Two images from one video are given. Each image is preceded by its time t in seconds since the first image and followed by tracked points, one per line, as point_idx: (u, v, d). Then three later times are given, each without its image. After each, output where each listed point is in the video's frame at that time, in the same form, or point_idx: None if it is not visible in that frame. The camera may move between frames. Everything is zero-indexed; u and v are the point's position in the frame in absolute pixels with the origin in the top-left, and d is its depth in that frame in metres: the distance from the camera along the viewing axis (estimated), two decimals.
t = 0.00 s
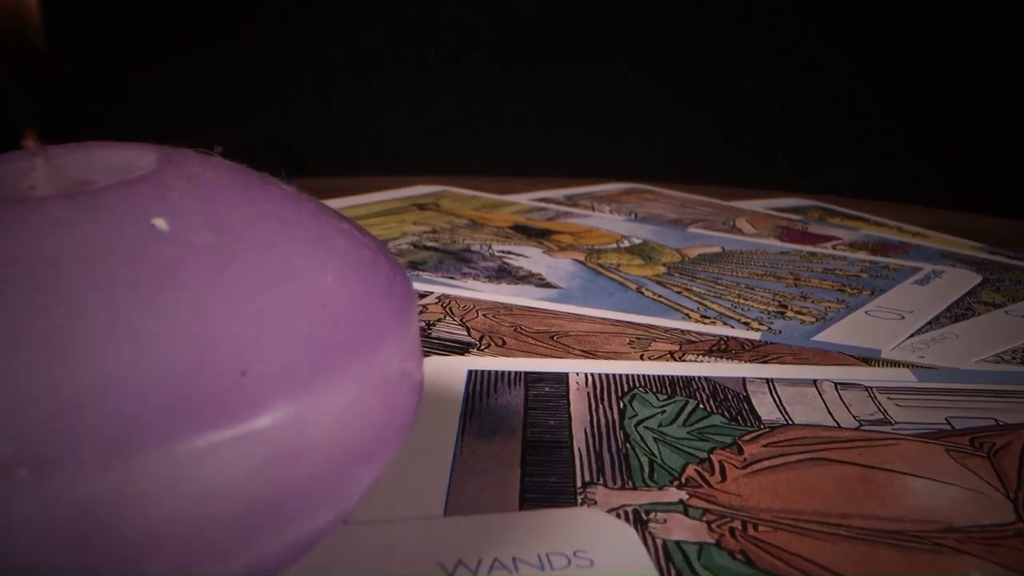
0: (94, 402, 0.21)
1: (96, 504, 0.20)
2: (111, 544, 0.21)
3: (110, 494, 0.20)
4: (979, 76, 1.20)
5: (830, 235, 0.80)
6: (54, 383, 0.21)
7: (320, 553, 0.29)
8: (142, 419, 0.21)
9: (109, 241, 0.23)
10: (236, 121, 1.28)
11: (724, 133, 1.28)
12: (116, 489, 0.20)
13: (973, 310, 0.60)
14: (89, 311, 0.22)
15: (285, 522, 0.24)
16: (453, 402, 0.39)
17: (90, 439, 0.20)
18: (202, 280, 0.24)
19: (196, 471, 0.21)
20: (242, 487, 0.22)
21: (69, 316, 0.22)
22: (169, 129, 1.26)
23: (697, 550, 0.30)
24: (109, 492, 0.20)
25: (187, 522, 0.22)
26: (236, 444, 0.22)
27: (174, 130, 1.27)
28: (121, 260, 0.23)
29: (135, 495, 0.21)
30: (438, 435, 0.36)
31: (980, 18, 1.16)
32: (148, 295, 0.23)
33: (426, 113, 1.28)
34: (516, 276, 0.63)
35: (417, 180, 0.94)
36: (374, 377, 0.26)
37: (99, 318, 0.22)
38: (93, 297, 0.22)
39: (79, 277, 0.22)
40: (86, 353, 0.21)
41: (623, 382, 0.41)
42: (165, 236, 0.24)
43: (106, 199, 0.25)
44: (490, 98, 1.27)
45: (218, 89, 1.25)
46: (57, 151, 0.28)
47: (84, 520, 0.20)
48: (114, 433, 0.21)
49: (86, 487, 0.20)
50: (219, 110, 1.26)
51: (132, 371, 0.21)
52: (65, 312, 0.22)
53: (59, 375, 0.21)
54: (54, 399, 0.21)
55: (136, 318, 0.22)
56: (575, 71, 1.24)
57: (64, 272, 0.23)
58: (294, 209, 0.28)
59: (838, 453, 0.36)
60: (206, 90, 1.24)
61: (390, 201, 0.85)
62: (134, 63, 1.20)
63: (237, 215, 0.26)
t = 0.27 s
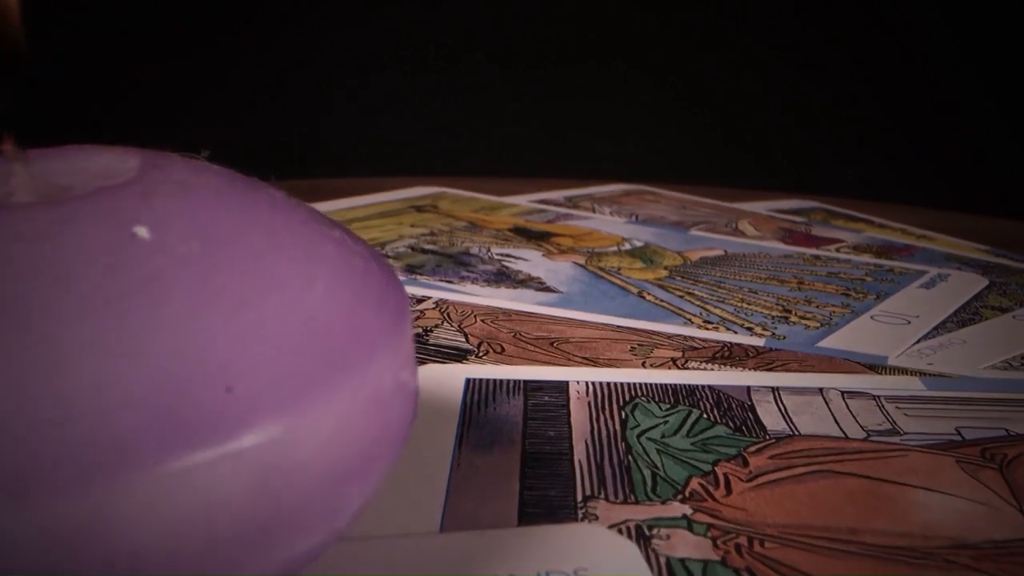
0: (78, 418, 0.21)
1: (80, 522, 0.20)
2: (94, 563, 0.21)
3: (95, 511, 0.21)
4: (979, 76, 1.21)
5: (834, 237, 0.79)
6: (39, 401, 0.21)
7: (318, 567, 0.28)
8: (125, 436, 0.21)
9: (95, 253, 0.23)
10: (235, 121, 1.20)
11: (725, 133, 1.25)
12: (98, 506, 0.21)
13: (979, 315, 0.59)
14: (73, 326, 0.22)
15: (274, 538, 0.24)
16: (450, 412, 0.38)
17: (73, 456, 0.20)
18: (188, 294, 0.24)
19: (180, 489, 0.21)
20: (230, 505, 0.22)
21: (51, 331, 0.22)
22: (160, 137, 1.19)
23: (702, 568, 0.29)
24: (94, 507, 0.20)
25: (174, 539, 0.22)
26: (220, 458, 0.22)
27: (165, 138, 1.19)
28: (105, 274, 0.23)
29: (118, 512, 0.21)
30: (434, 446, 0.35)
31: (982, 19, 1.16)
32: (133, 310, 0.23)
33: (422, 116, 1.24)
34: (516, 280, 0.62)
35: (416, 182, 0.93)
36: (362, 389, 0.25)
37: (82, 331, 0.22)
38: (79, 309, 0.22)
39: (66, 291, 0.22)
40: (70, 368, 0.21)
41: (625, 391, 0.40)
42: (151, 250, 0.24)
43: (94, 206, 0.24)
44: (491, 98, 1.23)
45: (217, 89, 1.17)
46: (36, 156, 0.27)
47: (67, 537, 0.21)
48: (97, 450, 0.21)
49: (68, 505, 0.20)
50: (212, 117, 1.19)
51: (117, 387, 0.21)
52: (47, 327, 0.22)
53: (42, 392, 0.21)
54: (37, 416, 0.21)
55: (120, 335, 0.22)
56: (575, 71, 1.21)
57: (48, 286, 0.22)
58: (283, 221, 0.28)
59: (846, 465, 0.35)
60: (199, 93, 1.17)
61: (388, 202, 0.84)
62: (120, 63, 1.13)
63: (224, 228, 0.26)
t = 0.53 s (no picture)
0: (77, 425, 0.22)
1: (77, 522, 0.21)
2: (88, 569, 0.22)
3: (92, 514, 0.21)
4: (979, 76, 1.14)
5: (838, 240, 0.78)
6: (39, 408, 0.22)
7: None
8: (123, 443, 0.22)
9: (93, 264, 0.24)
10: (238, 122, 1.13)
11: (724, 133, 1.18)
12: (96, 510, 0.21)
13: (987, 321, 0.58)
14: (72, 335, 0.23)
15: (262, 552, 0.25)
16: (447, 426, 0.37)
17: (73, 460, 0.21)
18: (184, 309, 0.24)
19: (173, 498, 0.22)
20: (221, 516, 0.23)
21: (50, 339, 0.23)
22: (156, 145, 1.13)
23: None
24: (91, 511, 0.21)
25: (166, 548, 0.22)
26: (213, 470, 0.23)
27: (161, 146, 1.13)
28: (104, 284, 0.24)
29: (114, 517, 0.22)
30: (430, 463, 0.34)
31: (981, 18, 1.11)
32: (131, 322, 0.24)
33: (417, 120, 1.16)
34: (515, 285, 0.61)
35: (414, 185, 0.92)
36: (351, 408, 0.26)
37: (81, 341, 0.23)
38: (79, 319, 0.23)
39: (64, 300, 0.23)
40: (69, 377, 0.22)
41: (628, 403, 0.39)
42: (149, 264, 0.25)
43: (88, 218, 0.25)
44: (491, 99, 1.16)
45: (217, 88, 1.10)
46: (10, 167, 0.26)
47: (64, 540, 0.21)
48: (96, 454, 0.22)
49: (66, 507, 0.21)
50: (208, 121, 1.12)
51: (113, 396, 0.22)
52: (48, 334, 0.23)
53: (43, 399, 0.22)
54: (38, 422, 0.22)
55: (117, 345, 0.23)
56: (575, 71, 1.14)
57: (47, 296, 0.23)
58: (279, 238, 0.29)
59: (856, 482, 0.34)
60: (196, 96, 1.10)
61: (386, 205, 0.82)
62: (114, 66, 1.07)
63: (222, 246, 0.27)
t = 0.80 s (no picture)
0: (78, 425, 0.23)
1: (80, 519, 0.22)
2: (90, 568, 0.22)
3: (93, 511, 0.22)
4: (979, 76, 1.12)
5: (841, 243, 0.77)
6: (41, 412, 0.23)
7: None
8: (123, 442, 0.23)
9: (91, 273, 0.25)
10: (238, 123, 1.11)
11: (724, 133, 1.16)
12: (97, 506, 0.22)
13: (995, 326, 0.57)
14: (72, 340, 0.24)
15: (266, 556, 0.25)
16: (443, 438, 0.36)
17: (75, 459, 0.22)
18: (180, 313, 0.25)
19: (173, 495, 0.23)
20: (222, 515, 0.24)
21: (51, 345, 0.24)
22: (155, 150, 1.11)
23: None
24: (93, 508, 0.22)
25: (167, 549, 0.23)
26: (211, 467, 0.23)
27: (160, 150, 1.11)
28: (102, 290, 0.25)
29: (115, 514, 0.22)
30: (426, 477, 0.33)
31: (981, 18, 1.09)
32: (129, 326, 0.24)
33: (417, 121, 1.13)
34: (514, 290, 0.60)
35: (412, 187, 0.91)
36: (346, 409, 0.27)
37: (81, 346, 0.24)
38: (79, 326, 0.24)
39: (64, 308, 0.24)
40: (70, 380, 0.23)
41: (629, 414, 0.38)
42: (145, 272, 0.26)
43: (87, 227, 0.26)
44: (491, 99, 1.14)
45: (216, 90, 1.08)
46: None
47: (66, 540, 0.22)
48: (96, 453, 0.22)
49: (68, 504, 0.22)
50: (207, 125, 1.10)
51: (113, 397, 0.23)
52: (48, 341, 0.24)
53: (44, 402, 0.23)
54: (40, 424, 0.22)
55: (118, 349, 0.24)
56: (575, 71, 1.13)
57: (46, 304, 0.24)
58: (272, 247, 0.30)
59: (866, 496, 0.33)
60: (195, 99, 1.09)
61: (383, 207, 0.81)
62: (115, 69, 1.06)
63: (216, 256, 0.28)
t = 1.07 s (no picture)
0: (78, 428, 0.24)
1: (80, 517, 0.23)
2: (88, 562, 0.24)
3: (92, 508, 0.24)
4: (979, 76, 1.09)
5: (846, 247, 0.75)
6: (43, 416, 0.24)
7: None
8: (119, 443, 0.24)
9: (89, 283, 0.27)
10: (238, 124, 1.09)
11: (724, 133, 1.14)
12: (95, 504, 0.24)
13: (1005, 333, 0.56)
14: (75, 350, 0.25)
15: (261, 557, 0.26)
16: (439, 454, 0.35)
17: (74, 460, 0.24)
18: (176, 324, 0.27)
19: (167, 494, 0.24)
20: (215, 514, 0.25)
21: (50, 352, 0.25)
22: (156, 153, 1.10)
23: None
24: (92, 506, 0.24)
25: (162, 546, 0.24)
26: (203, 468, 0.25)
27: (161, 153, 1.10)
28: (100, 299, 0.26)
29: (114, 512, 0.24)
30: (418, 500, 0.32)
31: (981, 18, 1.06)
32: (126, 333, 0.26)
33: (405, 121, 1.12)
34: (513, 296, 0.59)
35: (410, 189, 0.90)
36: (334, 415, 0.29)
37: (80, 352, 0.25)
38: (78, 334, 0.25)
39: (63, 316, 0.26)
40: (69, 386, 0.25)
41: (632, 427, 0.37)
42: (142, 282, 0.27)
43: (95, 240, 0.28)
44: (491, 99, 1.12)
45: (216, 90, 1.07)
46: None
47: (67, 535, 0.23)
48: (95, 458, 0.24)
49: (69, 503, 0.23)
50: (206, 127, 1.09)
51: (110, 401, 0.25)
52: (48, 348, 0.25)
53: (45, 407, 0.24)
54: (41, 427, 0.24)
55: (119, 360, 0.25)
56: (575, 71, 1.11)
57: (47, 313, 0.26)
58: (266, 261, 0.31)
59: (879, 516, 0.32)
60: (193, 101, 1.07)
61: (381, 210, 0.80)
62: (114, 71, 1.04)
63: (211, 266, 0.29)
